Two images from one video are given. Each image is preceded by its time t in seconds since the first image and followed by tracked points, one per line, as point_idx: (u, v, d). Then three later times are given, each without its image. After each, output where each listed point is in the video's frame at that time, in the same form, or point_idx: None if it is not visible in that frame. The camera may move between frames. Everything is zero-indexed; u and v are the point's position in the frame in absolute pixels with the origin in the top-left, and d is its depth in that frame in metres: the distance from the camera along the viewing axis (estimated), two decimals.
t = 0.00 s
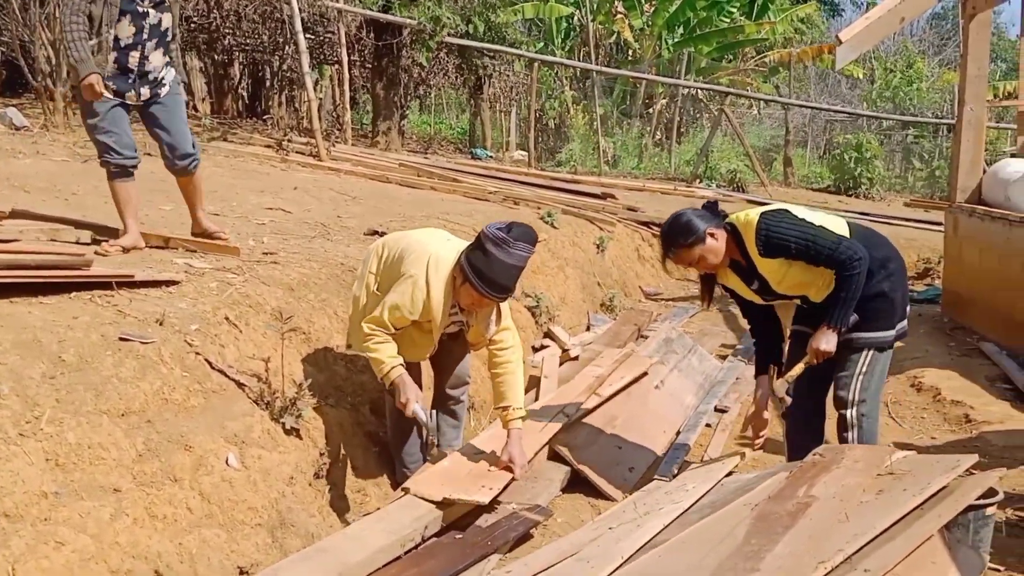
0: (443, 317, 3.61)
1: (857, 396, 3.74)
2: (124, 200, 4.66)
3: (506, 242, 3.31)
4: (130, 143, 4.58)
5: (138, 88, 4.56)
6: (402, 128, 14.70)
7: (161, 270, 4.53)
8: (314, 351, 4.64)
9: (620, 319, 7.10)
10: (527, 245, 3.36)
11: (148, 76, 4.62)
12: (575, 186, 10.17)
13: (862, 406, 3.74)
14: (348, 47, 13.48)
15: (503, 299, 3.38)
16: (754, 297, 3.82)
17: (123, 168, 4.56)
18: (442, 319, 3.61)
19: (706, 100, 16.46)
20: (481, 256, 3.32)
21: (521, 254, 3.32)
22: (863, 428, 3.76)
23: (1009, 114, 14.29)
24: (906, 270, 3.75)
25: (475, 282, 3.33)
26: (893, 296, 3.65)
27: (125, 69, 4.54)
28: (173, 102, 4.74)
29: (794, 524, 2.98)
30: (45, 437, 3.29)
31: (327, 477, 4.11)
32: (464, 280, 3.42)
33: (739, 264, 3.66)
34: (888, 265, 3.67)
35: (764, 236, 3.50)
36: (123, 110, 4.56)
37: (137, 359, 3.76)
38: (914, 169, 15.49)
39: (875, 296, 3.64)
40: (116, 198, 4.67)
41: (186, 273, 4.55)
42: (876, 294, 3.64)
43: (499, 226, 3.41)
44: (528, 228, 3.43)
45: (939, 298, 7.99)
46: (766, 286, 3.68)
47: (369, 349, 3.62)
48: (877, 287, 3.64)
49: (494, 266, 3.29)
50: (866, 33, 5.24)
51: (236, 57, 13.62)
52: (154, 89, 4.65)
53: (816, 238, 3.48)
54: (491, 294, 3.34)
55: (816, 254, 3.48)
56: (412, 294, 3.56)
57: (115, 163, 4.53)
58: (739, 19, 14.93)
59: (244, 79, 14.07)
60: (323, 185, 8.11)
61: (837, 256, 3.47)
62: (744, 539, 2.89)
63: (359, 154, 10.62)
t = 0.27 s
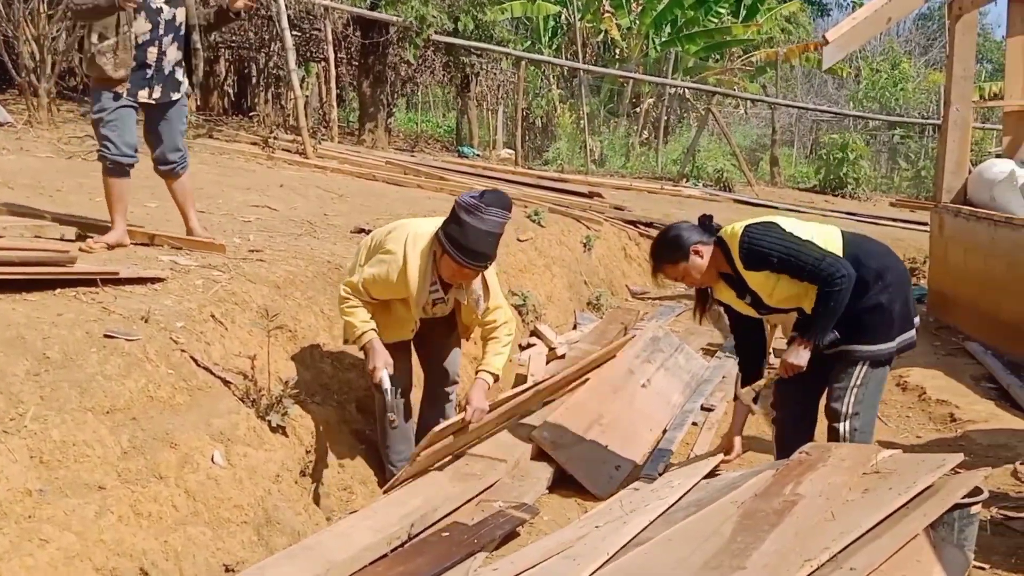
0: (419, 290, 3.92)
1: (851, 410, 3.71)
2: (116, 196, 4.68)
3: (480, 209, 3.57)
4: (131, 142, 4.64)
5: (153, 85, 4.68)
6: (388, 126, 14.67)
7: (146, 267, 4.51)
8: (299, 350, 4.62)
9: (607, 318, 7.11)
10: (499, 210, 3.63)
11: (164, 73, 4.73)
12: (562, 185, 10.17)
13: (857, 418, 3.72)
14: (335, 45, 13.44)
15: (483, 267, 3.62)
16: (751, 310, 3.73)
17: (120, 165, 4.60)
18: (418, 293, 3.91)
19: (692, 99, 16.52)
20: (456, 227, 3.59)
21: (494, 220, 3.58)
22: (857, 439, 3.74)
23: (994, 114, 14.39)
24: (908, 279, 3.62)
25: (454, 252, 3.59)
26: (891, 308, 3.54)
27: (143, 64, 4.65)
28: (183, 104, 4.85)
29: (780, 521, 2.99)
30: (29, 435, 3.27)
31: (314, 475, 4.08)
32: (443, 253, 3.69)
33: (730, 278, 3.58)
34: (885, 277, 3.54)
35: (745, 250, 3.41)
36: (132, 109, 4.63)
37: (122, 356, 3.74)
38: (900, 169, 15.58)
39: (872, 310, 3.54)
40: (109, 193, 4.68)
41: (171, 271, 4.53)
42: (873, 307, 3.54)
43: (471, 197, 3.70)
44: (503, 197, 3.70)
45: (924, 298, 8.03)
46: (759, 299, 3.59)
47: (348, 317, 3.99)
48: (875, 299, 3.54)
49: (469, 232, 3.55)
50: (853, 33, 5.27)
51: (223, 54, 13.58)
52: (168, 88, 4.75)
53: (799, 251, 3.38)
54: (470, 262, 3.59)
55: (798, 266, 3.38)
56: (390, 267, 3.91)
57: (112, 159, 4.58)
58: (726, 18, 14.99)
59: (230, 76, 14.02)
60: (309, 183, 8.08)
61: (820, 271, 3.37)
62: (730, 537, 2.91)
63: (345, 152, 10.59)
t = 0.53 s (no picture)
0: (397, 279, 3.96)
1: (839, 411, 3.72)
2: (107, 192, 4.67)
3: (455, 199, 3.60)
4: (130, 137, 4.66)
5: (160, 75, 4.72)
6: (377, 123, 14.64)
7: (134, 264, 4.49)
8: (289, 347, 4.62)
9: (595, 315, 7.12)
10: (473, 198, 3.65)
11: (170, 62, 4.76)
12: (550, 183, 10.18)
13: (845, 421, 3.74)
14: (324, 42, 13.39)
15: (460, 255, 3.65)
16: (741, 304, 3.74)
17: (115, 160, 4.62)
18: (397, 282, 3.95)
19: (682, 98, 16.57)
20: (433, 218, 3.61)
21: (468, 208, 3.61)
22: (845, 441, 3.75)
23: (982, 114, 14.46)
24: (903, 280, 3.60)
25: (431, 242, 3.61)
26: (882, 311, 3.53)
27: (149, 54, 4.66)
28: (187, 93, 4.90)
29: (768, 520, 3.01)
30: (15, 432, 3.25)
31: (303, 473, 4.09)
32: (422, 242, 3.72)
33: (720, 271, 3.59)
34: (876, 278, 3.53)
35: (732, 244, 3.41)
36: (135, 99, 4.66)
37: (109, 353, 3.72)
38: (888, 168, 15.66)
39: (862, 311, 3.54)
40: (99, 188, 4.67)
41: (159, 267, 4.51)
42: (862, 309, 3.54)
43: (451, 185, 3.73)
44: (481, 187, 3.72)
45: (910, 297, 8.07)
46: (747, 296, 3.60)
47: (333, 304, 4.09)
48: (865, 301, 3.54)
49: (443, 222, 3.58)
50: (841, 32, 5.29)
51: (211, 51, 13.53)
52: (174, 77, 4.80)
53: (783, 247, 3.38)
54: (447, 251, 3.62)
55: (781, 262, 3.38)
56: (369, 255, 3.96)
57: (107, 153, 4.59)
58: (715, 17, 15.01)
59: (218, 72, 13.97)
60: (297, 180, 8.06)
61: (801, 269, 3.37)
62: (719, 536, 2.92)
63: (333, 149, 10.56)
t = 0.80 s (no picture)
0: (383, 272, 3.96)
1: (825, 409, 3.78)
2: (94, 188, 4.64)
3: (437, 184, 3.58)
4: (120, 131, 4.64)
5: (153, 63, 4.70)
6: (365, 120, 14.60)
7: (120, 260, 4.47)
8: (276, 343, 4.62)
9: (582, 313, 7.14)
10: (455, 183, 3.64)
11: (162, 49, 4.74)
12: (538, 180, 10.19)
13: (831, 418, 3.80)
14: (311, 38, 13.35)
15: (447, 240, 3.65)
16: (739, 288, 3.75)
17: (104, 155, 4.60)
18: (383, 274, 3.95)
19: (669, 96, 16.61)
20: (416, 207, 3.60)
21: (451, 193, 3.60)
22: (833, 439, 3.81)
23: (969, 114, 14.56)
24: (889, 279, 3.58)
25: (416, 231, 3.61)
26: (865, 312, 3.54)
27: (138, 41, 4.63)
28: (178, 81, 4.89)
29: (754, 516, 3.03)
30: None
31: (290, 469, 4.09)
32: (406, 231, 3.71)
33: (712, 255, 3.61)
34: (859, 279, 3.53)
35: (716, 226, 3.45)
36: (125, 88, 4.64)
37: (95, 349, 3.72)
38: (875, 167, 15.75)
39: (845, 312, 3.56)
40: (87, 183, 4.65)
41: (145, 263, 4.50)
42: (846, 310, 3.55)
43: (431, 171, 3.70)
44: (463, 175, 3.70)
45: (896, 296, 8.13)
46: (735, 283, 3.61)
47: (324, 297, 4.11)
48: (846, 301, 3.55)
49: (427, 208, 3.57)
50: (829, 30, 5.32)
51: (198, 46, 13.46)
52: (167, 65, 4.78)
53: (764, 236, 3.38)
54: (433, 238, 3.61)
55: (762, 251, 3.38)
56: (355, 249, 3.95)
57: (98, 146, 4.59)
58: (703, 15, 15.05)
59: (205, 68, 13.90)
60: (284, 177, 8.05)
61: (779, 258, 3.37)
62: (705, 532, 2.95)
63: (321, 146, 10.54)
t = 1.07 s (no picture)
0: (374, 269, 3.96)
1: (819, 404, 3.82)
2: (80, 182, 4.61)
3: (436, 188, 3.58)
4: (107, 126, 4.64)
5: (135, 53, 4.65)
6: (353, 115, 14.57)
7: (107, 255, 4.46)
8: (263, 338, 4.61)
9: (571, 309, 7.16)
10: (455, 189, 3.63)
11: (144, 40, 4.69)
12: (527, 176, 10.20)
13: (825, 413, 3.83)
14: (299, 33, 13.30)
15: (442, 243, 3.65)
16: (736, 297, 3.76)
17: (93, 150, 4.59)
18: (372, 271, 3.95)
19: (658, 92, 16.63)
20: (413, 206, 3.59)
21: (448, 197, 3.60)
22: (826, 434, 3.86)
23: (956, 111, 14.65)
24: (878, 276, 3.60)
25: (410, 230, 3.60)
26: (855, 308, 3.57)
27: (117, 31, 4.59)
28: (163, 71, 4.84)
29: (741, 512, 3.06)
30: None
31: (278, 465, 4.09)
32: (400, 230, 3.71)
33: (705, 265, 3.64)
34: (848, 276, 3.55)
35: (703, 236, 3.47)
36: (108, 79, 4.61)
37: (82, 344, 3.71)
38: (863, 163, 15.82)
39: (836, 309, 3.59)
40: (74, 178, 4.63)
41: (132, 258, 4.48)
42: (836, 306, 3.58)
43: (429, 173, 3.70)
44: (461, 177, 3.69)
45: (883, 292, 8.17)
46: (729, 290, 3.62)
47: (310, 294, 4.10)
48: (836, 298, 3.58)
49: (424, 211, 3.57)
50: (817, 27, 5.34)
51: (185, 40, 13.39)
52: (150, 56, 4.74)
53: (749, 243, 3.40)
54: (427, 240, 3.61)
55: (749, 259, 3.39)
56: (344, 245, 3.95)
57: (86, 140, 4.58)
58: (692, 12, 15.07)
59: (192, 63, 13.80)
60: (272, 172, 8.02)
61: (763, 268, 3.38)
62: (692, 527, 2.97)
63: (310, 141, 10.52)
